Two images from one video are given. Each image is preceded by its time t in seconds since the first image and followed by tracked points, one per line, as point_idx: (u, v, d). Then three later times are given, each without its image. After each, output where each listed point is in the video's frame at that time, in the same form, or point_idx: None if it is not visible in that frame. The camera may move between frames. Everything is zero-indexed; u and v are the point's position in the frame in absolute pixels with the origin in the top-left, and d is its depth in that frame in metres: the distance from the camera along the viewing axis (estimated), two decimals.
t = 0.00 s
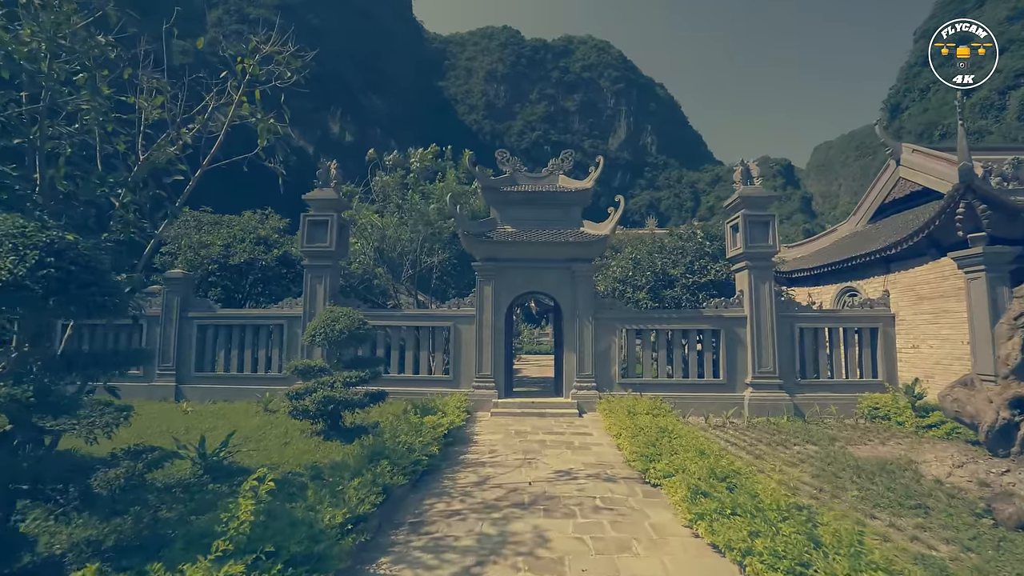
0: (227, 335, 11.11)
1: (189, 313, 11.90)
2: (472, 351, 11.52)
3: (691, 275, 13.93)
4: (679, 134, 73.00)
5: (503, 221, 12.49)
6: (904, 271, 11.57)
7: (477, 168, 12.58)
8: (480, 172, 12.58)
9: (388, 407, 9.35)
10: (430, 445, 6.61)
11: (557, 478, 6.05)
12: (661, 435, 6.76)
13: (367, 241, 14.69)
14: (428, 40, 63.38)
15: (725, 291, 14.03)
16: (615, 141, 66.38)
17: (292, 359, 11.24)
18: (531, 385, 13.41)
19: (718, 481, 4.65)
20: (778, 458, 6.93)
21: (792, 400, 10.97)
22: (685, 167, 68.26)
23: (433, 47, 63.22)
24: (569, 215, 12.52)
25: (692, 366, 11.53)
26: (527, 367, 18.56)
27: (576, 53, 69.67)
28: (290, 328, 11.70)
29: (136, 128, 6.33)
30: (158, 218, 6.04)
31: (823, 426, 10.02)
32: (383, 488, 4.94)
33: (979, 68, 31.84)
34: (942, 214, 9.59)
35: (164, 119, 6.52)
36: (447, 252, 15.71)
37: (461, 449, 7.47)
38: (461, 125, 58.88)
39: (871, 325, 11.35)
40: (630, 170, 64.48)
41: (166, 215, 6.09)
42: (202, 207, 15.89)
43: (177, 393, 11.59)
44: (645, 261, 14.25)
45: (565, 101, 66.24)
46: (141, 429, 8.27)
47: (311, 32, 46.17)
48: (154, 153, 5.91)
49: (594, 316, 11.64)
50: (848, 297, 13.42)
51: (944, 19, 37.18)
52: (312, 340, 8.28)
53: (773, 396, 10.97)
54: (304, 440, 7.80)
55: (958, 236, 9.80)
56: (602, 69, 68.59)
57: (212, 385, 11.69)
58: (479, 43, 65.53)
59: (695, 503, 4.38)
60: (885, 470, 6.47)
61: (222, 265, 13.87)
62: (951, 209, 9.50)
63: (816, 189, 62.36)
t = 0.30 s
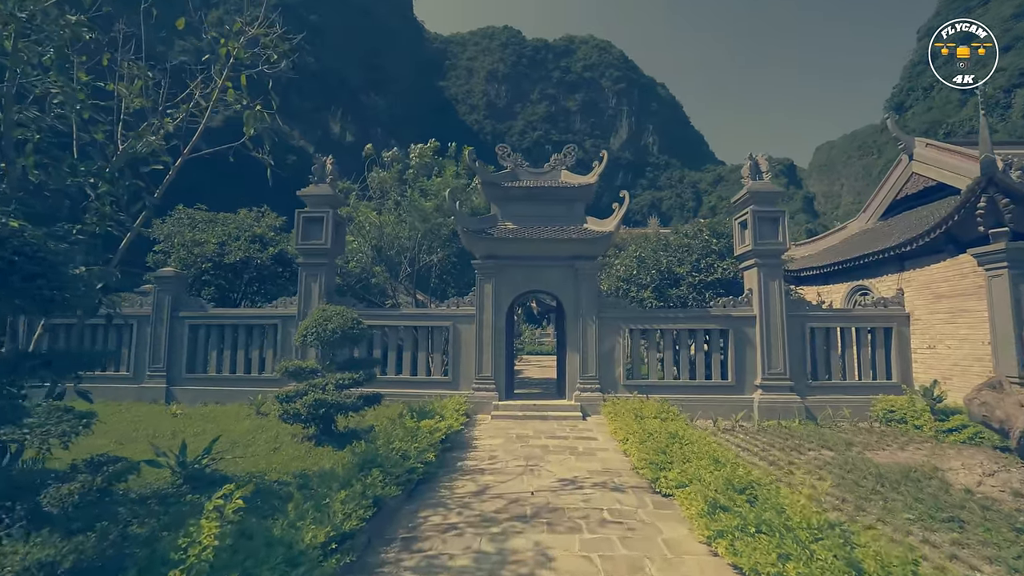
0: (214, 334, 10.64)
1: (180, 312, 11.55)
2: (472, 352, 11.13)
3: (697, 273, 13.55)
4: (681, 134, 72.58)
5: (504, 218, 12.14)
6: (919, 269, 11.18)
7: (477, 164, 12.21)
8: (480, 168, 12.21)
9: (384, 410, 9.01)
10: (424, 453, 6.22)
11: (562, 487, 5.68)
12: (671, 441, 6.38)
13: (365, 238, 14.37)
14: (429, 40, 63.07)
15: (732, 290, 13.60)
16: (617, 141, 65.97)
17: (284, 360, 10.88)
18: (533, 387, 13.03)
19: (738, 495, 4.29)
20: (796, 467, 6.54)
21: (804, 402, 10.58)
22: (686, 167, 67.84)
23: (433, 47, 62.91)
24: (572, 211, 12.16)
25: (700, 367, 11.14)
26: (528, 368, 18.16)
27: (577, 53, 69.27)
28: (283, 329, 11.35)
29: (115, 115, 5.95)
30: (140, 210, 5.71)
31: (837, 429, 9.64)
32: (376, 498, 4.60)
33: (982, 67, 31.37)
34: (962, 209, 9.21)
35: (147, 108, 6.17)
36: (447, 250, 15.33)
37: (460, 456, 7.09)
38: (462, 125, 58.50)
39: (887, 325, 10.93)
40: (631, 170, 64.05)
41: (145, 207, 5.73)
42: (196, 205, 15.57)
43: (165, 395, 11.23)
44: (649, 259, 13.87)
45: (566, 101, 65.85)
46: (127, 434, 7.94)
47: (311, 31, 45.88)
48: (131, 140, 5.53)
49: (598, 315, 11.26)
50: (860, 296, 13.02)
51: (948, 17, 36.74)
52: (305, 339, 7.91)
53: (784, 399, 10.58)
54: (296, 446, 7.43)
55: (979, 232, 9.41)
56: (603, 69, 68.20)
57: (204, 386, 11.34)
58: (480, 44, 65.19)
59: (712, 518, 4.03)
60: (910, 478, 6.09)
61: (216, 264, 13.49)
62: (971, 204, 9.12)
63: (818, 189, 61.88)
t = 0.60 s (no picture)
0: (203, 334, 10.26)
1: (170, 312, 11.20)
2: (471, 352, 10.76)
3: (702, 271, 13.18)
4: (681, 134, 72.10)
5: (504, 214, 11.75)
6: (935, 266, 10.76)
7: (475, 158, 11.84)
8: (478, 162, 11.81)
9: (379, 413, 8.66)
10: (418, 460, 5.84)
11: (565, 498, 5.29)
12: (681, 449, 6.00)
13: (361, 236, 14.00)
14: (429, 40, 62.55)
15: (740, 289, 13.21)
16: (617, 141, 65.48)
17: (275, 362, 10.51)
18: (534, 388, 12.65)
19: (759, 511, 3.94)
20: (813, 477, 6.15)
21: (815, 405, 10.18)
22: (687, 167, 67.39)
23: (433, 46, 62.40)
24: (575, 207, 11.77)
25: (706, 369, 10.75)
26: (528, 368, 17.72)
27: (578, 52, 68.67)
28: (275, 328, 11.00)
29: (90, 100, 5.57)
30: (113, 202, 5.36)
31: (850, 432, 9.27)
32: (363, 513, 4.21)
33: (986, 65, 30.89)
34: (981, 204, 8.84)
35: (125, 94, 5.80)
36: (447, 248, 14.94)
37: (457, 463, 6.71)
38: (462, 125, 58.01)
39: (901, 325, 10.54)
40: (632, 170, 63.59)
41: (117, 197, 5.36)
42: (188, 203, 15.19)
43: (153, 397, 10.87)
44: (654, 257, 13.49)
45: (567, 100, 65.31)
46: (108, 439, 7.59)
47: (311, 30, 45.53)
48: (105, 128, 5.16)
49: (601, 314, 10.89)
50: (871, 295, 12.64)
51: (952, 15, 36.16)
52: (294, 340, 7.54)
53: (795, 401, 10.19)
54: (285, 451, 7.07)
55: (1000, 228, 9.02)
56: (604, 68, 67.58)
57: (193, 389, 10.98)
58: (480, 43, 64.65)
59: (732, 537, 3.68)
60: (937, 488, 5.68)
61: (210, 262, 13.11)
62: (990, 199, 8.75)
63: (819, 189, 61.43)
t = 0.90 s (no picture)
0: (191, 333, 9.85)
1: (156, 311, 10.80)
2: (468, 352, 10.38)
3: (707, 269, 12.82)
4: (681, 134, 71.72)
5: (503, 209, 11.36)
6: (948, 264, 10.42)
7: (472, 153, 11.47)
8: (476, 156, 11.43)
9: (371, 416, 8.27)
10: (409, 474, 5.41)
11: (567, 511, 4.90)
12: (690, 457, 5.64)
13: (355, 232, 13.62)
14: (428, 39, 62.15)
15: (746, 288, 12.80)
16: (616, 141, 65.09)
17: (264, 363, 10.11)
18: (534, 390, 12.26)
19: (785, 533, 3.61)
20: (830, 491, 5.78)
21: (825, 407, 9.82)
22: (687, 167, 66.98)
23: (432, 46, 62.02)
24: (577, 203, 11.39)
25: (712, 369, 10.36)
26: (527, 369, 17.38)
27: (577, 52, 68.30)
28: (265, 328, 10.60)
29: (58, 81, 5.18)
30: (79, 190, 4.96)
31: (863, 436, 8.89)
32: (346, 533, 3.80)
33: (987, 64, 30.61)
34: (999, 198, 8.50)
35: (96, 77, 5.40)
36: (444, 246, 14.56)
37: (451, 471, 6.29)
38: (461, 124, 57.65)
39: (914, 324, 10.16)
40: (631, 170, 63.18)
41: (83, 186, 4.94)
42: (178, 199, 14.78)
43: (138, 400, 10.48)
44: (656, 255, 13.17)
45: (566, 100, 64.92)
46: (85, 445, 7.20)
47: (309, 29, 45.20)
48: (71, 109, 4.75)
49: (603, 314, 10.52)
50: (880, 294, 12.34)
51: (954, 14, 35.87)
52: (282, 339, 7.17)
53: (804, 403, 9.83)
54: (270, 458, 6.66)
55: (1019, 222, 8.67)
56: (603, 68, 67.21)
57: (180, 391, 10.59)
58: (479, 43, 64.23)
59: (757, 561, 3.35)
60: (964, 498, 5.32)
61: (199, 260, 12.73)
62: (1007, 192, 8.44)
63: (818, 189, 61.05)
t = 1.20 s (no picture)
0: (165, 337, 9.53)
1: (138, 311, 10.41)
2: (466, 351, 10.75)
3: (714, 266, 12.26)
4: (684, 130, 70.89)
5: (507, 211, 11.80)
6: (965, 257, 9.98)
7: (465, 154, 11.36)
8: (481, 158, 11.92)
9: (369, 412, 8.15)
10: (400, 472, 6.77)
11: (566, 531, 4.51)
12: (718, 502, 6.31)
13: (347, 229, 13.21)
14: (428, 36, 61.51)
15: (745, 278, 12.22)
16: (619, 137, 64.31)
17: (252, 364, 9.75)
18: (534, 393, 11.75)
19: None
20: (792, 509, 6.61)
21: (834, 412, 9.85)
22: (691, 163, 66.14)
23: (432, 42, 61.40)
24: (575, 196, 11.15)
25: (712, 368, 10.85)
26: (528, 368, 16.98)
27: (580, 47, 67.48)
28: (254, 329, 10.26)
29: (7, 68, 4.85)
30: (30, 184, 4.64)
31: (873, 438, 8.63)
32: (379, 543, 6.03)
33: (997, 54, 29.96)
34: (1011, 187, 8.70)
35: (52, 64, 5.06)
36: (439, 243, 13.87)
37: (440, 466, 6.94)
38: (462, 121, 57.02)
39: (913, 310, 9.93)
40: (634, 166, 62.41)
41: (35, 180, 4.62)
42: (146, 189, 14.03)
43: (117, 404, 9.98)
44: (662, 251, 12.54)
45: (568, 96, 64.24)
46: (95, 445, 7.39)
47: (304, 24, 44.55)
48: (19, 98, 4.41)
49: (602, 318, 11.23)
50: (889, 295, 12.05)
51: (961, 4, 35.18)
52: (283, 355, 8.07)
53: (807, 402, 10.11)
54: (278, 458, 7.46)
55: None
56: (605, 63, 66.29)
57: (168, 392, 10.16)
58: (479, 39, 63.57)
59: None
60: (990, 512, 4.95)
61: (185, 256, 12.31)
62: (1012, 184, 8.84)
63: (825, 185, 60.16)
